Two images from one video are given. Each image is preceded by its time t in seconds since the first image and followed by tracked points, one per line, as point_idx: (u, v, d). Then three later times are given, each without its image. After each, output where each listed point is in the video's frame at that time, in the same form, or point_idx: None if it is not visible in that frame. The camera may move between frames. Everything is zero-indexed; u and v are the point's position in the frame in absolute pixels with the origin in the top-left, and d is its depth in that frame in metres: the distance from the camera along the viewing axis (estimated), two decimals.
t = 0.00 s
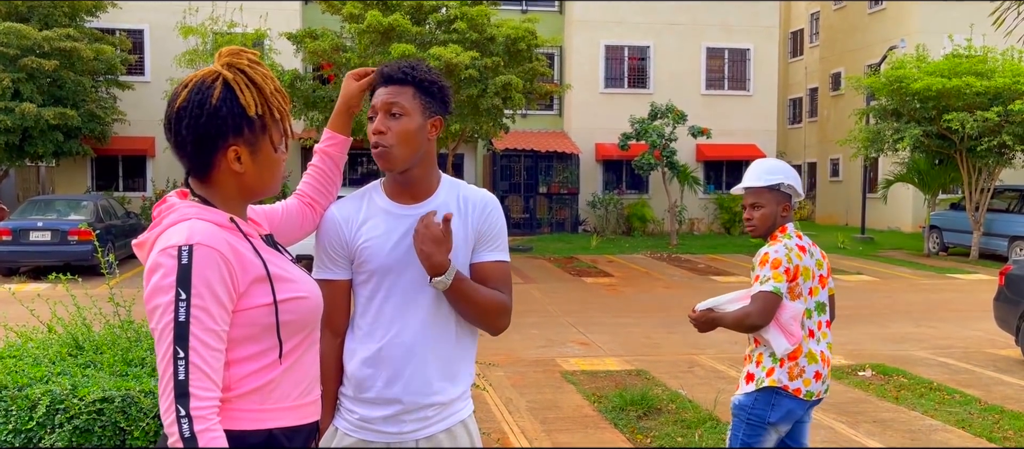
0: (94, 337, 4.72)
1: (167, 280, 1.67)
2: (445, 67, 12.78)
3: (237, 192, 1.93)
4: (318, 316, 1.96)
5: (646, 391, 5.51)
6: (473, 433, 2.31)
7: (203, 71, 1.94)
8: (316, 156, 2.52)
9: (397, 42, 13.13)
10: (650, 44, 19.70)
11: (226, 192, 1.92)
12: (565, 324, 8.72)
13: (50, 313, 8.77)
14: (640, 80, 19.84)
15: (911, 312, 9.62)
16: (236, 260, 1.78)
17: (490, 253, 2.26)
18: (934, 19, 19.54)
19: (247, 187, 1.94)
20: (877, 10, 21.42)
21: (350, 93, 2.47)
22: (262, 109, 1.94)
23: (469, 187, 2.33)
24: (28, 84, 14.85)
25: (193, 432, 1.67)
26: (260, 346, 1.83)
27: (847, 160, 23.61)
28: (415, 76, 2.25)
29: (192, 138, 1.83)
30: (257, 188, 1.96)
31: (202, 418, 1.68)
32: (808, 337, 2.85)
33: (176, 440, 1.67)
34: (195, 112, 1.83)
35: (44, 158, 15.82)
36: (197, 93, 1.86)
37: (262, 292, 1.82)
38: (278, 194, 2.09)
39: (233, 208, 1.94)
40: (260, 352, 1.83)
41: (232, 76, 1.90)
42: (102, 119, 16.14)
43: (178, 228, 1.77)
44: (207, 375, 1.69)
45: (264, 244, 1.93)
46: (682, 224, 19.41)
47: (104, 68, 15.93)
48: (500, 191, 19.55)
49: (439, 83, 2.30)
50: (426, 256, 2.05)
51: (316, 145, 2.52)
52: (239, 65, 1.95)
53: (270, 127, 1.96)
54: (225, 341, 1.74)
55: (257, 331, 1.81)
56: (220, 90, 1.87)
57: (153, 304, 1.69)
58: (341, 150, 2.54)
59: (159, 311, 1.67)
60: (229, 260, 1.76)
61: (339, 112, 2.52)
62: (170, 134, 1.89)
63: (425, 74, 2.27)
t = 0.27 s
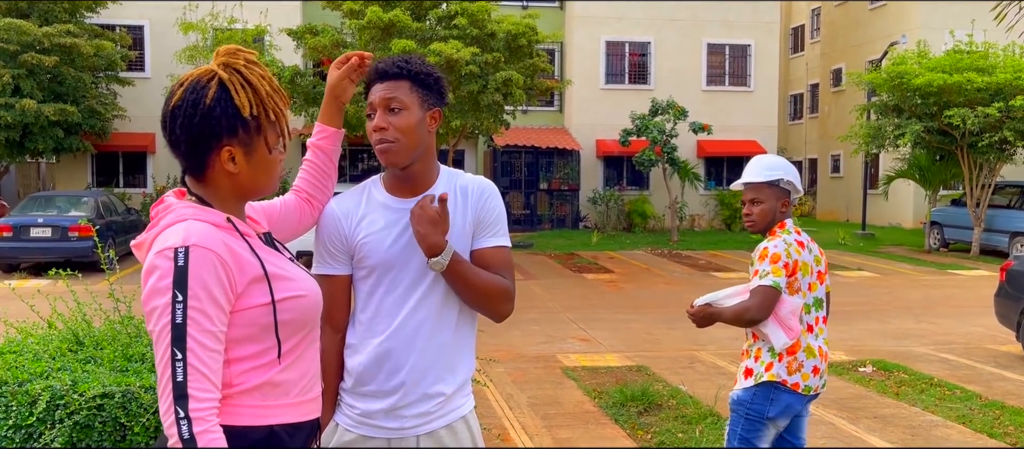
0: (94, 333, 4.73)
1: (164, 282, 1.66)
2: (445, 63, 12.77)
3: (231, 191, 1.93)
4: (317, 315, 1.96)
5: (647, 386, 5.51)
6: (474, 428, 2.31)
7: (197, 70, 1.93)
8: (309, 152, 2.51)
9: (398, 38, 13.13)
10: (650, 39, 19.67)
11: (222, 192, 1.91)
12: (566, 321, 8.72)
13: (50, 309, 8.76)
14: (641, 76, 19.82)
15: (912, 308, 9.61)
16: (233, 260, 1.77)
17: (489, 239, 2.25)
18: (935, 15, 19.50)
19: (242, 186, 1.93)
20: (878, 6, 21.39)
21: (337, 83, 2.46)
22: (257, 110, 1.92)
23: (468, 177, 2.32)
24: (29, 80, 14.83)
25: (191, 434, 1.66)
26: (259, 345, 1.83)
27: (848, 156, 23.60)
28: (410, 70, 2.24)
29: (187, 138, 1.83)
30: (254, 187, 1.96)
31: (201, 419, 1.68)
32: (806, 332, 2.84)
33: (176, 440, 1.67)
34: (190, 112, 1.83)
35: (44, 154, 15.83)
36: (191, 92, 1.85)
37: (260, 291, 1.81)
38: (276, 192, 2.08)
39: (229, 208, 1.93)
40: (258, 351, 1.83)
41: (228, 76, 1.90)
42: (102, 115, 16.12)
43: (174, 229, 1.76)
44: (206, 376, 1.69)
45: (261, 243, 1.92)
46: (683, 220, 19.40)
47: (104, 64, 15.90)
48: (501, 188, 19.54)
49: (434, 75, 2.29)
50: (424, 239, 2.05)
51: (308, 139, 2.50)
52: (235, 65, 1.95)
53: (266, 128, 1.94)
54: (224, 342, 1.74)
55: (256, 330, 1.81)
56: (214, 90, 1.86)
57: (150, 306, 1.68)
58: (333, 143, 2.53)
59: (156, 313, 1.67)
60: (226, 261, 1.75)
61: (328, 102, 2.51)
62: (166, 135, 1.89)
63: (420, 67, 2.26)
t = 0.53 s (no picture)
0: (94, 329, 4.73)
1: (161, 275, 1.66)
2: (446, 59, 12.75)
3: (233, 188, 1.92)
4: (315, 310, 1.95)
5: (647, 382, 5.50)
6: (475, 424, 2.31)
7: (193, 68, 1.92)
8: (313, 135, 2.49)
9: (398, 34, 13.12)
10: (651, 35, 19.63)
11: (223, 188, 1.91)
12: (567, 317, 8.71)
13: (51, 305, 8.76)
14: (642, 72, 19.78)
15: (913, 305, 9.60)
16: (230, 254, 1.77)
17: (491, 231, 2.25)
18: (936, 11, 19.46)
19: (243, 182, 1.93)
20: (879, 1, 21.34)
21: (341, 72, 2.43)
22: (254, 105, 1.91)
23: (468, 169, 2.32)
24: (29, 76, 14.80)
25: (188, 427, 1.66)
26: (257, 340, 1.82)
27: (849, 152, 23.59)
28: (407, 66, 2.23)
29: (185, 136, 1.82)
30: (255, 183, 1.95)
31: (197, 413, 1.68)
32: (805, 329, 2.84)
33: (172, 434, 1.67)
34: (187, 110, 1.82)
35: (44, 150, 15.82)
36: (187, 91, 1.85)
37: (258, 285, 1.81)
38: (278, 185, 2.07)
39: (231, 203, 1.93)
40: (256, 345, 1.82)
41: (223, 73, 1.88)
42: (103, 111, 16.10)
43: (173, 223, 1.76)
44: (202, 371, 1.69)
45: (260, 238, 1.92)
46: (684, 216, 19.41)
47: (104, 60, 15.87)
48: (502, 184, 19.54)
49: (432, 68, 2.28)
50: (420, 239, 2.08)
51: (312, 124, 2.48)
52: (231, 62, 1.93)
53: (263, 123, 1.93)
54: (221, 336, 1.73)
55: (252, 325, 1.80)
56: (210, 88, 1.85)
57: (147, 299, 1.68)
58: (337, 130, 2.50)
59: (154, 306, 1.66)
60: (223, 255, 1.74)
61: (331, 91, 2.45)
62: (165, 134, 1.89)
63: (418, 62, 2.24)
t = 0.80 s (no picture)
0: (95, 326, 4.73)
1: (160, 271, 1.66)
2: (446, 55, 12.74)
3: (234, 184, 1.92)
4: (315, 306, 1.95)
5: (647, 379, 5.50)
6: (476, 422, 2.31)
7: (188, 66, 1.92)
8: (323, 135, 2.50)
9: (398, 31, 13.11)
10: (652, 32, 19.61)
11: (224, 185, 1.91)
12: (567, 313, 8.72)
13: (51, 301, 8.76)
14: (642, 68, 19.77)
15: (913, 301, 9.61)
16: (230, 250, 1.76)
17: (494, 230, 2.24)
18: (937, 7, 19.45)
19: (242, 178, 1.92)
20: None
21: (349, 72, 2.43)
22: (252, 102, 1.90)
23: (469, 166, 2.32)
24: (29, 73, 14.79)
25: (184, 423, 1.67)
26: (256, 336, 1.82)
27: (849, 149, 23.59)
28: (407, 63, 2.22)
29: (183, 136, 1.83)
30: (257, 180, 1.95)
31: (194, 409, 1.68)
32: (806, 326, 2.84)
33: (169, 429, 1.68)
34: (183, 109, 1.82)
35: (45, 147, 15.82)
36: (184, 90, 1.84)
37: (257, 282, 1.81)
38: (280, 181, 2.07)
39: (232, 200, 1.93)
40: (255, 341, 1.82)
41: (219, 71, 1.87)
42: (103, 108, 16.09)
43: (173, 218, 1.76)
44: (200, 366, 1.69)
45: (261, 233, 1.91)
46: (685, 212, 19.41)
47: (105, 57, 15.86)
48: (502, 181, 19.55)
49: (432, 64, 2.27)
50: (419, 240, 2.10)
51: (323, 124, 2.48)
52: (225, 59, 1.92)
53: (261, 120, 1.92)
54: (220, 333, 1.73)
55: (252, 321, 1.80)
56: (207, 86, 1.84)
57: (146, 294, 1.68)
58: (348, 129, 2.50)
59: (153, 300, 1.66)
60: (223, 251, 1.74)
61: (343, 91, 2.42)
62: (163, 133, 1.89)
63: (418, 59, 2.23)
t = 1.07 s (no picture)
0: (96, 323, 4.73)
1: (162, 270, 1.66)
2: (447, 52, 12.72)
3: (233, 179, 1.92)
4: (317, 304, 1.95)
5: (648, 376, 5.51)
6: (481, 419, 2.31)
7: (196, 58, 1.92)
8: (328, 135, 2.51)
9: (399, 28, 13.11)
10: (652, 29, 19.60)
11: (224, 179, 1.91)
12: (568, 310, 8.72)
13: (52, 298, 8.77)
14: (643, 66, 19.75)
15: (914, 298, 9.60)
16: (231, 249, 1.76)
17: (497, 234, 2.25)
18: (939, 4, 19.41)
19: (243, 173, 1.92)
20: None
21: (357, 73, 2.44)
22: (255, 95, 1.90)
23: (473, 169, 2.32)
24: (29, 70, 14.79)
25: (188, 421, 1.66)
26: (258, 333, 1.82)
27: (850, 146, 23.58)
28: (413, 57, 2.22)
29: (184, 124, 1.82)
30: (256, 175, 1.94)
31: (197, 408, 1.68)
32: (810, 324, 2.85)
33: (172, 428, 1.68)
34: (187, 96, 1.82)
35: (45, 144, 15.80)
36: (190, 77, 1.84)
37: (259, 279, 1.81)
38: (281, 179, 2.07)
39: (232, 196, 1.93)
40: (257, 339, 1.82)
41: (226, 62, 1.88)
42: (104, 105, 16.09)
43: (174, 216, 1.76)
44: (202, 365, 1.69)
45: (263, 232, 1.92)
46: (686, 209, 19.41)
47: (105, 54, 15.84)
48: (503, 178, 19.54)
49: (439, 62, 2.27)
50: (423, 240, 2.09)
51: (327, 123, 2.50)
52: (235, 51, 1.93)
53: (263, 115, 1.92)
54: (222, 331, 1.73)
55: (254, 319, 1.80)
56: (212, 76, 1.84)
57: (148, 293, 1.68)
58: (352, 128, 2.53)
59: (155, 300, 1.66)
60: (224, 249, 1.74)
61: (350, 90, 2.44)
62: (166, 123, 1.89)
63: (426, 55, 2.24)
